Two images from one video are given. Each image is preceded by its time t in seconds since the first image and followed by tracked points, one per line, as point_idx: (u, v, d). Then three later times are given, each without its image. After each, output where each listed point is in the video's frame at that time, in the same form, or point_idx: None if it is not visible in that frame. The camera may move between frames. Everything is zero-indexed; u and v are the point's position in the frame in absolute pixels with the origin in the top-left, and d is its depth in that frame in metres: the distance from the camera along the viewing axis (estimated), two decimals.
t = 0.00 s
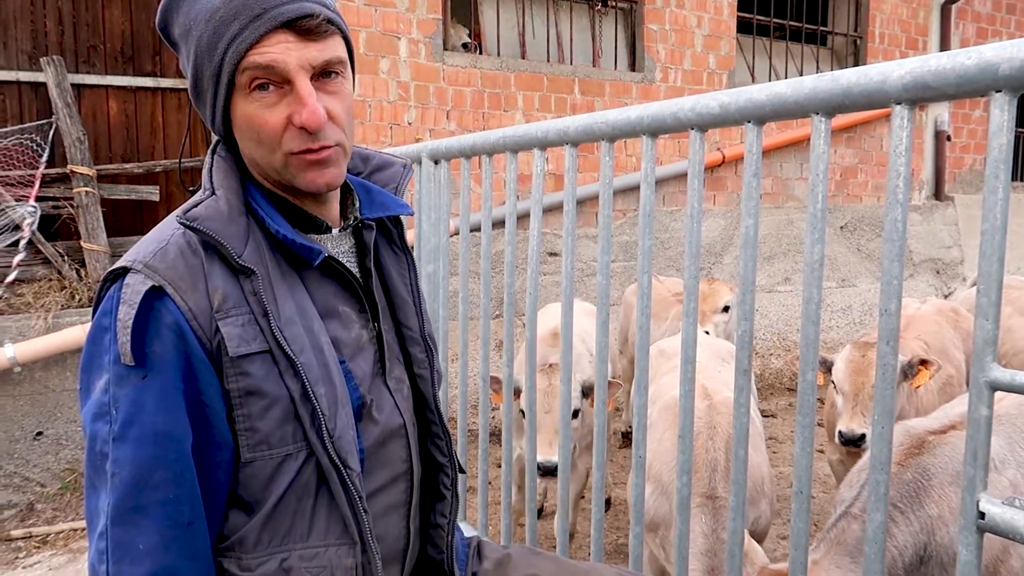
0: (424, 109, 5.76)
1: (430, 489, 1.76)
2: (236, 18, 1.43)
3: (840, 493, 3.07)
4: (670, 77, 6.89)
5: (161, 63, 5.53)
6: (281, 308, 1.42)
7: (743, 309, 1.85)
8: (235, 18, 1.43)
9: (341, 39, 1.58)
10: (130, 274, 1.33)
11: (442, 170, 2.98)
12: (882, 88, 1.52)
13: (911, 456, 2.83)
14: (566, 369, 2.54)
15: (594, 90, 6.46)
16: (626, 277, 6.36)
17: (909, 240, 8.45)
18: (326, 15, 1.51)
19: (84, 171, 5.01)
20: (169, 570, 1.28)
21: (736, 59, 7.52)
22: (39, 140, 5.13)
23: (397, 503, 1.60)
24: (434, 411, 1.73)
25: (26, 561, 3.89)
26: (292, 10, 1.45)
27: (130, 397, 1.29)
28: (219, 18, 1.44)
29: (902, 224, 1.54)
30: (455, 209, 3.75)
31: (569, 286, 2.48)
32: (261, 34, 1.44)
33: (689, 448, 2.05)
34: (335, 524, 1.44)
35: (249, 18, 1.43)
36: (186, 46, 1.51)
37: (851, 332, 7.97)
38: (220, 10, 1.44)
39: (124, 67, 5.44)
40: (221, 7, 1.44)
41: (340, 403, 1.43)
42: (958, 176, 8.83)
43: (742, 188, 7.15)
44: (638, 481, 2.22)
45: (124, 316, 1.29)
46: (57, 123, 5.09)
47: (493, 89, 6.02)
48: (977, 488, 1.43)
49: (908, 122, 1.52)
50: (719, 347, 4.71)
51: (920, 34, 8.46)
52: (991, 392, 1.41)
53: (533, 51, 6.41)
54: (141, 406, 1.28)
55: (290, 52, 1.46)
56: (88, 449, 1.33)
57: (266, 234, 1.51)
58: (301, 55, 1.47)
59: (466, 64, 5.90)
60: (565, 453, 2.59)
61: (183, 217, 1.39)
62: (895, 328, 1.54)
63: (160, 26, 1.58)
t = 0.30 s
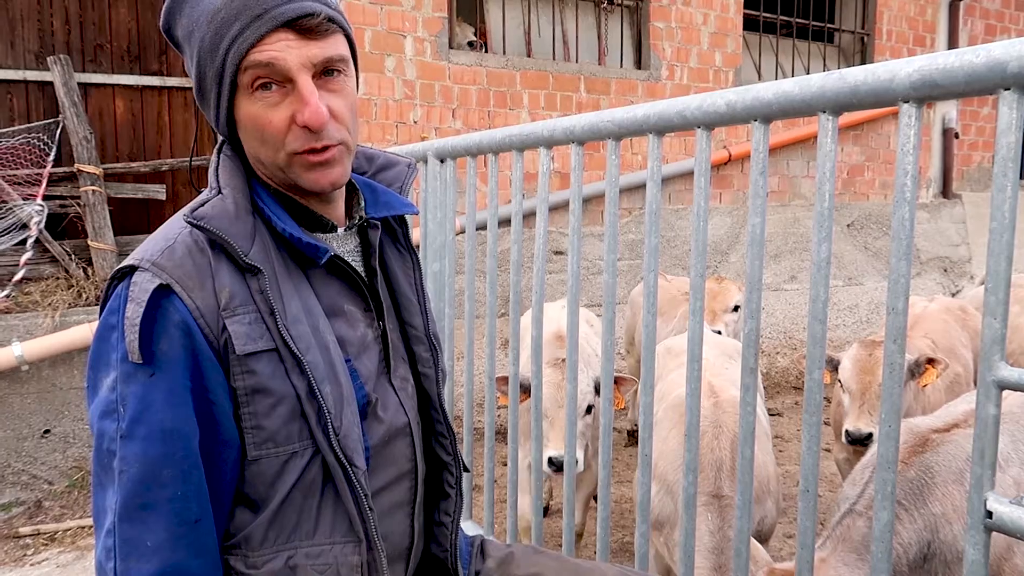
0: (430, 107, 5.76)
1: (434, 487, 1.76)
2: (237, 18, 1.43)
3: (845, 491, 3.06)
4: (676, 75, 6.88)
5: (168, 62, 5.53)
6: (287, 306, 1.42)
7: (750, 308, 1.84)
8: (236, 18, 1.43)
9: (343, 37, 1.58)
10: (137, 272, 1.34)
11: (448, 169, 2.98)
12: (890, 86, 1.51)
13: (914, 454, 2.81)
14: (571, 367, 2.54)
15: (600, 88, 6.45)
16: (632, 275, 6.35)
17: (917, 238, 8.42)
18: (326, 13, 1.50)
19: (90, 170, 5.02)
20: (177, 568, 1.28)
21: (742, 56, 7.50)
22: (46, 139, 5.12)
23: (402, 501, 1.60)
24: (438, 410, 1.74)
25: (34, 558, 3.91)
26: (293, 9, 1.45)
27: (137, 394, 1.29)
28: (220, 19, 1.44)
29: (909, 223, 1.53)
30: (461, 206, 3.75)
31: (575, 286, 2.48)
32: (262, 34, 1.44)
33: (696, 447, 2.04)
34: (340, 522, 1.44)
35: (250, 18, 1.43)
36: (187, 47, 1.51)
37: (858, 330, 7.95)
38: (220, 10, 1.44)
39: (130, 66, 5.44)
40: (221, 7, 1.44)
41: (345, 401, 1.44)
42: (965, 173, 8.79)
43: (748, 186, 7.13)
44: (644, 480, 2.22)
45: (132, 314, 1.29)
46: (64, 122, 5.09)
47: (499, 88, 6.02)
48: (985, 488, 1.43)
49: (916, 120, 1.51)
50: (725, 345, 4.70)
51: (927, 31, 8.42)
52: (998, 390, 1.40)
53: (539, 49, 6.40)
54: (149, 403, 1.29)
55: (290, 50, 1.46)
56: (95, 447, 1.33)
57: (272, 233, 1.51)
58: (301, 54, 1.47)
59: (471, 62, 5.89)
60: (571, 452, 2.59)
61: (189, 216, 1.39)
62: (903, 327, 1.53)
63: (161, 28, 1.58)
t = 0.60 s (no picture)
0: (434, 107, 5.77)
1: (436, 486, 1.77)
2: (244, 18, 1.44)
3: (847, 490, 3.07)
4: (680, 74, 6.88)
5: (173, 62, 5.55)
6: (290, 305, 1.43)
7: (753, 307, 1.85)
8: (243, 18, 1.44)
9: (349, 37, 1.59)
10: (142, 272, 1.35)
11: (453, 169, 2.99)
12: (894, 86, 1.52)
13: (917, 453, 2.82)
14: (575, 367, 2.54)
15: (604, 88, 6.45)
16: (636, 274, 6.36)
17: (921, 237, 8.42)
18: (333, 14, 1.51)
19: (96, 169, 5.04)
20: (179, 566, 1.29)
21: (747, 56, 7.50)
22: (53, 139, 5.16)
23: (403, 499, 1.61)
24: (440, 410, 1.74)
25: (40, 556, 3.93)
26: (299, 9, 1.46)
27: (140, 393, 1.30)
28: (227, 18, 1.45)
29: (913, 223, 1.54)
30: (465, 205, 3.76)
31: (579, 286, 2.48)
32: (269, 34, 1.45)
33: (700, 446, 2.05)
34: (342, 520, 1.45)
35: (257, 18, 1.44)
36: (194, 47, 1.53)
37: (862, 329, 7.95)
38: (228, 10, 1.45)
39: (136, 66, 5.47)
40: (229, 7, 1.45)
41: (347, 400, 1.45)
42: (970, 173, 8.78)
43: (752, 186, 7.13)
44: (649, 479, 2.22)
45: (136, 312, 1.30)
46: (70, 122, 5.12)
47: (503, 87, 6.03)
48: (988, 487, 1.43)
49: (920, 120, 1.51)
50: (730, 344, 4.71)
51: (932, 30, 8.41)
52: (1002, 390, 1.40)
53: (543, 49, 6.41)
54: (152, 402, 1.30)
55: (297, 51, 1.47)
56: (99, 444, 1.34)
57: (275, 232, 1.52)
58: (308, 54, 1.48)
59: (476, 62, 5.90)
60: (576, 451, 2.60)
61: (193, 215, 1.40)
62: (907, 326, 1.54)
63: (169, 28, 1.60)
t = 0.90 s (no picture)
0: (435, 109, 5.78)
1: (438, 487, 1.78)
2: (244, 22, 1.45)
3: (848, 493, 3.07)
4: (681, 77, 6.88)
5: (176, 65, 5.56)
6: (289, 308, 1.43)
7: (755, 310, 1.85)
8: (244, 21, 1.45)
9: (349, 43, 1.60)
10: (142, 276, 1.35)
11: (455, 171, 3.00)
12: (894, 89, 1.52)
13: (919, 456, 2.83)
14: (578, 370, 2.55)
15: (605, 90, 6.46)
16: (638, 277, 6.36)
17: (923, 240, 8.41)
18: (333, 19, 1.52)
19: (99, 172, 5.05)
20: (181, 568, 1.30)
21: (748, 59, 7.50)
22: (56, 142, 5.16)
23: (404, 501, 1.61)
24: (441, 411, 1.75)
25: (43, 558, 3.94)
26: (299, 14, 1.47)
27: (141, 396, 1.31)
28: (227, 22, 1.46)
29: (915, 226, 1.54)
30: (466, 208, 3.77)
31: (581, 288, 2.48)
32: (268, 37, 1.46)
33: (701, 448, 2.05)
34: (343, 522, 1.46)
35: (257, 21, 1.45)
36: (195, 49, 1.54)
37: (864, 331, 7.94)
38: (228, 13, 1.46)
39: (139, 69, 5.48)
40: (229, 11, 1.46)
41: (347, 402, 1.45)
42: (972, 175, 8.78)
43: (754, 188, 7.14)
44: (650, 481, 2.22)
45: (136, 316, 1.31)
46: (73, 125, 5.13)
47: (505, 90, 6.04)
48: (988, 489, 1.43)
49: (921, 124, 1.51)
50: (733, 347, 4.71)
51: (933, 32, 8.41)
52: (1003, 392, 1.40)
53: (545, 51, 6.41)
54: (154, 405, 1.30)
55: (296, 54, 1.48)
56: (101, 448, 1.35)
57: (274, 236, 1.53)
58: (307, 59, 1.49)
59: (477, 65, 5.91)
60: (577, 453, 2.60)
61: (193, 219, 1.41)
62: (908, 329, 1.54)
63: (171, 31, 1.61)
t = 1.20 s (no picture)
0: (449, 117, 5.80)
1: (448, 497, 1.78)
2: (269, 39, 1.46)
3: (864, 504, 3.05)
4: (695, 83, 6.88)
5: (191, 74, 5.62)
6: (302, 319, 1.44)
7: (767, 320, 1.85)
8: (268, 39, 1.46)
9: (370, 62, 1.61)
10: (158, 286, 1.36)
11: (468, 180, 3.00)
12: (907, 100, 1.52)
13: (936, 468, 2.79)
14: (591, 379, 2.54)
15: (618, 97, 6.46)
16: (651, 284, 6.34)
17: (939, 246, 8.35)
18: (356, 39, 1.54)
19: (116, 180, 5.10)
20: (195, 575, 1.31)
21: (762, 65, 7.48)
22: (73, 150, 5.24)
23: (415, 511, 1.62)
24: (452, 421, 1.75)
25: (59, 563, 3.97)
26: (323, 34, 1.48)
27: (156, 405, 1.32)
28: (252, 38, 1.47)
29: (928, 237, 1.53)
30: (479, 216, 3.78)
31: (593, 297, 2.49)
32: (293, 56, 1.47)
33: (714, 458, 2.05)
34: (354, 532, 1.46)
35: (282, 40, 1.46)
36: (216, 61, 1.54)
37: (879, 339, 7.90)
38: (252, 29, 1.47)
39: (155, 78, 5.53)
40: (253, 27, 1.47)
41: (359, 412, 1.46)
42: (989, 181, 8.72)
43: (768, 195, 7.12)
44: (663, 490, 2.22)
45: (152, 327, 1.32)
46: (90, 134, 5.19)
47: (517, 97, 6.05)
48: (1004, 502, 1.42)
49: (933, 134, 1.51)
50: (747, 355, 4.69)
51: (948, 37, 8.37)
52: (1018, 405, 1.39)
53: (558, 58, 6.43)
54: (169, 414, 1.32)
55: (319, 73, 1.50)
56: (116, 456, 1.36)
57: (287, 247, 1.54)
58: (329, 78, 1.51)
59: (490, 72, 5.93)
60: (590, 461, 2.60)
61: (209, 231, 1.42)
62: (921, 340, 1.53)
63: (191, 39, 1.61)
